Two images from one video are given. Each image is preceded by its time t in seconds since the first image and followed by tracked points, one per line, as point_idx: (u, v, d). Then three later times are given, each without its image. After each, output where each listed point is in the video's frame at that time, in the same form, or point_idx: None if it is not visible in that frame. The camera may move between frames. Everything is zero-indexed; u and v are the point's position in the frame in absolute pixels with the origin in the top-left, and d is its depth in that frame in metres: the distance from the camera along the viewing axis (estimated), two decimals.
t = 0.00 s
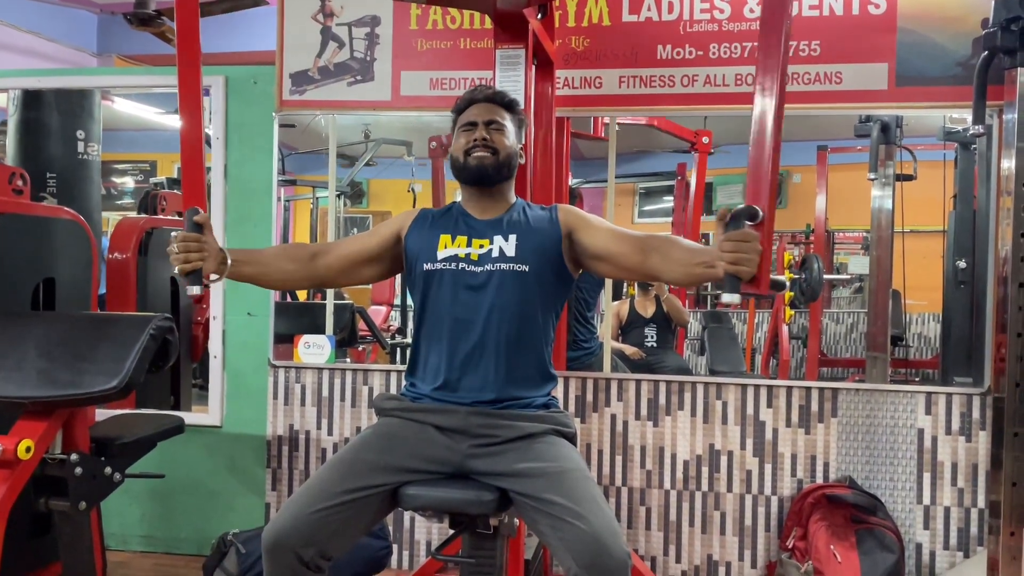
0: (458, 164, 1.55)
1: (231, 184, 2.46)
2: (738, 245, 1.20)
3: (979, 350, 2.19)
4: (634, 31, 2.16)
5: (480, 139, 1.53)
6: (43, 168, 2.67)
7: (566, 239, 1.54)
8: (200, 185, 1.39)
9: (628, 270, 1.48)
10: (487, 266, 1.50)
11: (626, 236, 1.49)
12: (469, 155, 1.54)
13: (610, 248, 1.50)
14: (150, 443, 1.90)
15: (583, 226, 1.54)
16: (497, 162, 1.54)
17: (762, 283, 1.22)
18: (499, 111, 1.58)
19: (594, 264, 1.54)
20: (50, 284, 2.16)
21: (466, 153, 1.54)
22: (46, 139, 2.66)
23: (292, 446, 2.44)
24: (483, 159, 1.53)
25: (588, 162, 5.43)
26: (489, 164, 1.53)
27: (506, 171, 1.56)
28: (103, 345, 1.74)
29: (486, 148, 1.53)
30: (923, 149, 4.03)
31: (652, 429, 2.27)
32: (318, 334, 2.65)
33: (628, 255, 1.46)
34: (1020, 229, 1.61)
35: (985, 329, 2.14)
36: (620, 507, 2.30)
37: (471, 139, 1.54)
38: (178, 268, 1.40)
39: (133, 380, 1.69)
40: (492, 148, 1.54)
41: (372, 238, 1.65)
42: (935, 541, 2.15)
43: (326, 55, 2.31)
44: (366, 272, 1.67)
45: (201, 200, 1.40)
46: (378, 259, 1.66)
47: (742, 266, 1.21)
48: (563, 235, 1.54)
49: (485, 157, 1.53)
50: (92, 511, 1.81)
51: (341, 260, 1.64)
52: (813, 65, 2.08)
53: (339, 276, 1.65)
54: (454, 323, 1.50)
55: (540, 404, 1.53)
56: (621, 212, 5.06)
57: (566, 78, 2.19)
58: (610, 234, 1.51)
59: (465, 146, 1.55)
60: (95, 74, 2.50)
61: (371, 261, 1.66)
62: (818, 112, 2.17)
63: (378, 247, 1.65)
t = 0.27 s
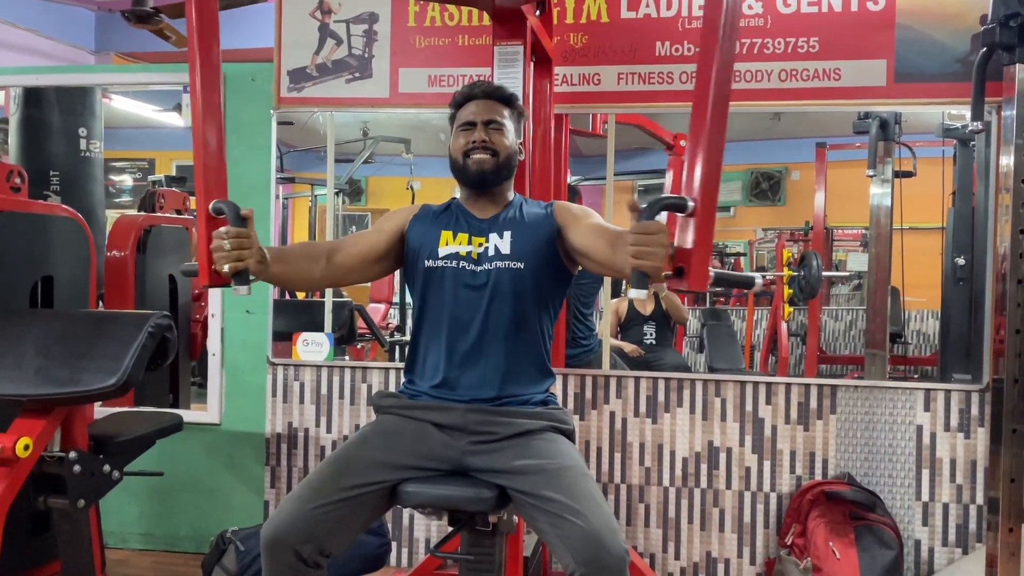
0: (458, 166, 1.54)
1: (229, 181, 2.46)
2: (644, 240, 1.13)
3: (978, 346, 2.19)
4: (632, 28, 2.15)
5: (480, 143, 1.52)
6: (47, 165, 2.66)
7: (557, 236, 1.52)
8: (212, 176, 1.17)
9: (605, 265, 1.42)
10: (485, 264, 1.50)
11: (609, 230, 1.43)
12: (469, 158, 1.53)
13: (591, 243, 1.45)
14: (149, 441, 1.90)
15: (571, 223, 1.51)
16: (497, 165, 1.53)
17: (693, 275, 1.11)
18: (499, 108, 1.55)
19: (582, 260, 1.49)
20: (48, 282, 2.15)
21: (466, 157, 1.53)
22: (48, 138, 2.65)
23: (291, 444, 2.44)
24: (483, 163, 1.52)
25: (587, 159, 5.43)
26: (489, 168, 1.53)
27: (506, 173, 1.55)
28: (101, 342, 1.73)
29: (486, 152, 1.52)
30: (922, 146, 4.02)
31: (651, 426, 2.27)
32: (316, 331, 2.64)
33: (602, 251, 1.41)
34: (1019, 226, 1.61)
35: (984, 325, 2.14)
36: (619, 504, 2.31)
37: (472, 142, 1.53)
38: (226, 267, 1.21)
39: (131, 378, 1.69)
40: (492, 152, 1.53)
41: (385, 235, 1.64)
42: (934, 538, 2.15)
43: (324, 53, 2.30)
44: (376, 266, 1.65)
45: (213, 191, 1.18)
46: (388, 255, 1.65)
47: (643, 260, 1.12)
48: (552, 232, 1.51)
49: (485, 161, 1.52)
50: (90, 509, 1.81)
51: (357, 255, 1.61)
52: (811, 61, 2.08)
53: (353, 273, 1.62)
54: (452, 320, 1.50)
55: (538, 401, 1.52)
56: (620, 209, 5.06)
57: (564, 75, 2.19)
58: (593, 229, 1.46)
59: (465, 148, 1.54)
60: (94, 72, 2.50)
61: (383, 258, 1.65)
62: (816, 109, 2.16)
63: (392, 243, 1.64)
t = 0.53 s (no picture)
0: (457, 169, 1.54)
1: (228, 179, 2.45)
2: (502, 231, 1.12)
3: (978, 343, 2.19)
4: (631, 26, 2.15)
5: (478, 144, 1.50)
6: (48, 162, 2.67)
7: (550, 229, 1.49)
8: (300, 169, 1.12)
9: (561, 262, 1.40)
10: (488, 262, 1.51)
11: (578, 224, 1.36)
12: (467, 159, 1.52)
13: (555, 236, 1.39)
14: (148, 439, 1.90)
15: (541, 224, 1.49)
16: (496, 169, 1.52)
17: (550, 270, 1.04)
18: (498, 107, 1.52)
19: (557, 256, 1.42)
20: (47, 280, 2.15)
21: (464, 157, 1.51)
22: (50, 135, 2.65)
23: (290, 441, 2.44)
24: (481, 168, 1.51)
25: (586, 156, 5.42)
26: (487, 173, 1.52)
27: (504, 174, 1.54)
28: (101, 340, 1.73)
29: (484, 156, 1.51)
30: (920, 143, 4.02)
31: (650, 423, 2.27)
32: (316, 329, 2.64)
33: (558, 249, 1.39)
34: (1018, 222, 1.61)
35: (983, 322, 2.14)
36: (618, 501, 2.31)
37: (469, 142, 1.51)
38: (351, 269, 1.17)
39: (130, 376, 1.69)
40: (491, 156, 1.51)
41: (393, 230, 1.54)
42: (933, 534, 2.16)
43: (323, 50, 2.30)
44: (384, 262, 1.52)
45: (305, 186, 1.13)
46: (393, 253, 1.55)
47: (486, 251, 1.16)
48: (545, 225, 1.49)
49: (483, 165, 1.52)
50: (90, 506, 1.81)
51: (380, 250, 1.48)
52: (810, 58, 2.08)
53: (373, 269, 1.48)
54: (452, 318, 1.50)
55: (538, 398, 1.53)
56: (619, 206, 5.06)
57: (564, 72, 2.19)
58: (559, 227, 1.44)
59: (463, 148, 1.52)
60: (92, 69, 2.50)
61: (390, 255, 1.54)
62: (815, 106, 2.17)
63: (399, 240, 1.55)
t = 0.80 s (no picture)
0: (452, 169, 1.54)
1: (227, 177, 2.45)
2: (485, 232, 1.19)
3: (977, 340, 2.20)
4: (630, 23, 2.15)
5: (473, 145, 1.50)
6: (48, 160, 2.67)
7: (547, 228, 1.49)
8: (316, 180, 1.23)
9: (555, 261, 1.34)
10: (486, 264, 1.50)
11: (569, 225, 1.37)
12: (462, 160, 1.52)
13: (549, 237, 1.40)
14: (148, 437, 1.90)
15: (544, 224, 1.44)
16: (490, 169, 1.53)
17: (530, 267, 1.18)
18: (493, 105, 1.51)
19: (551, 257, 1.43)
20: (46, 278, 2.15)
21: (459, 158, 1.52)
22: (50, 133, 2.64)
23: (290, 439, 2.44)
24: (475, 169, 1.52)
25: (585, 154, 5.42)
26: (482, 173, 1.53)
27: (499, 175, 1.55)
28: (100, 338, 1.73)
29: (478, 157, 1.51)
30: (919, 140, 4.03)
31: (650, 421, 2.27)
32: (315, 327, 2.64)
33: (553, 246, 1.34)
34: (1017, 219, 1.61)
35: (982, 319, 2.14)
36: (618, 498, 2.31)
37: (465, 143, 1.52)
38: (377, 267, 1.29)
39: (130, 374, 1.69)
40: (485, 156, 1.52)
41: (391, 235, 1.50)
42: (932, 531, 2.16)
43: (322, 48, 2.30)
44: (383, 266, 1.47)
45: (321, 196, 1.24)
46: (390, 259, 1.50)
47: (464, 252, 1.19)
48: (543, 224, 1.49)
49: (478, 165, 1.52)
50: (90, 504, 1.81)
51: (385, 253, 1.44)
52: (809, 56, 2.08)
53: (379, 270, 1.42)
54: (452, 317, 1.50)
55: (538, 396, 1.53)
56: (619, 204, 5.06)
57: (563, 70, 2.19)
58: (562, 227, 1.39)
59: (458, 149, 1.53)
60: (91, 67, 2.49)
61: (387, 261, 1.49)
62: (814, 104, 2.17)
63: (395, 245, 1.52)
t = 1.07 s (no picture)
0: (449, 176, 1.54)
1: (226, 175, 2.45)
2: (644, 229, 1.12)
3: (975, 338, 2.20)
4: (629, 21, 2.15)
5: (467, 150, 1.51)
6: (44, 157, 2.67)
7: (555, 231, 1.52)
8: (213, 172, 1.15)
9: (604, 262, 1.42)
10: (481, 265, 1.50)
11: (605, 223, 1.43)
12: (458, 165, 1.52)
13: (589, 238, 1.45)
14: (148, 435, 1.90)
15: (568, 218, 1.51)
16: (487, 175, 1.52)
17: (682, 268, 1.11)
18: (486, 107, 1.52)
19: (581, 255, 1.48)
20: (45, 276, 2.15)
21: (455, 163, 1.52)
22: (46, 130, 2.64)
23: (289, 438, 2.44)
24: (472, 174, 1.51)
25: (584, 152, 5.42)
26: (479, 178, 1.51)
27: (497, 178, 1.54)
28: (99, 337, 1.73)
29: (474, 162, 1.51)
30: (918, 138, 4.03)
31: (649, 419, 2.27)
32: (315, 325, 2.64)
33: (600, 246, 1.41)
34: (1016, 217, 1.61)
35: (981, 317, 2.15)
36: (618, 496, 2.31)
37: (459, 148, 1.52)
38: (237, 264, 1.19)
39: (130, 372, 1.69)
40: (481, 162, 1.51)
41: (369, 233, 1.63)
42: (932, 529, 2.16)
43: (321, 46, 2.30)
44: (360, 262, 1.63)
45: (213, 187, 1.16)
46: (374, 255, 1.64)
47: (633, 253, 1.12)
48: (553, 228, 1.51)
49: (474, 171, 1.51)
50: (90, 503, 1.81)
51: (347, 254, 1.61)
52: (808, 54, 2.08)
53: (341, 269, 1.61)
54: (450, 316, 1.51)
55: (537, 394, 1.53)
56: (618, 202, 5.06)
57: (563, 68, 2.19)
58: (591, 224, 1.45)
59: (454, 155, 1.53)
60: (89, 65, 2.49)
61: (369, 258, 1.64)
62: (814, 101, 2.16)
63: (374, 244, 1.63)
